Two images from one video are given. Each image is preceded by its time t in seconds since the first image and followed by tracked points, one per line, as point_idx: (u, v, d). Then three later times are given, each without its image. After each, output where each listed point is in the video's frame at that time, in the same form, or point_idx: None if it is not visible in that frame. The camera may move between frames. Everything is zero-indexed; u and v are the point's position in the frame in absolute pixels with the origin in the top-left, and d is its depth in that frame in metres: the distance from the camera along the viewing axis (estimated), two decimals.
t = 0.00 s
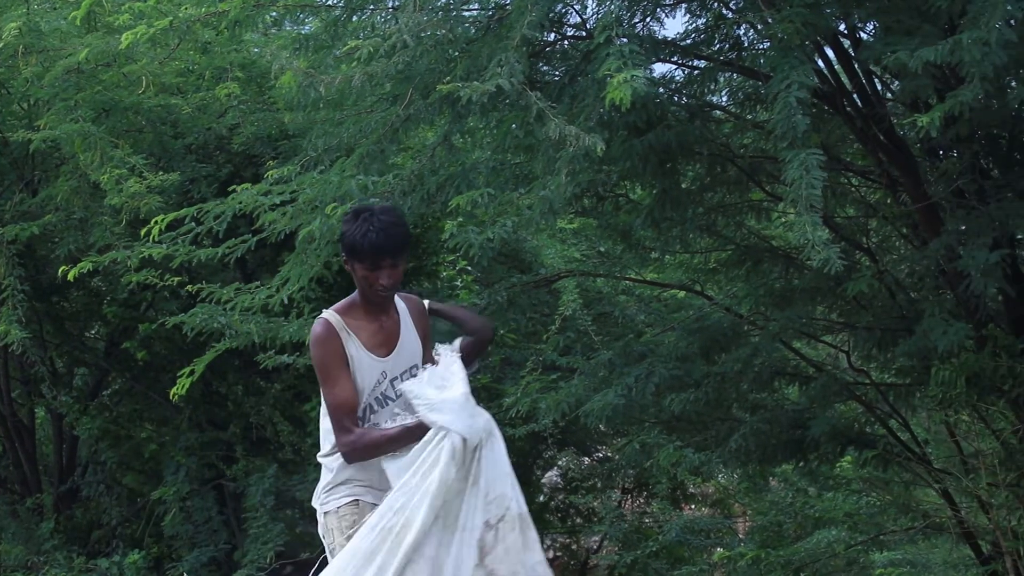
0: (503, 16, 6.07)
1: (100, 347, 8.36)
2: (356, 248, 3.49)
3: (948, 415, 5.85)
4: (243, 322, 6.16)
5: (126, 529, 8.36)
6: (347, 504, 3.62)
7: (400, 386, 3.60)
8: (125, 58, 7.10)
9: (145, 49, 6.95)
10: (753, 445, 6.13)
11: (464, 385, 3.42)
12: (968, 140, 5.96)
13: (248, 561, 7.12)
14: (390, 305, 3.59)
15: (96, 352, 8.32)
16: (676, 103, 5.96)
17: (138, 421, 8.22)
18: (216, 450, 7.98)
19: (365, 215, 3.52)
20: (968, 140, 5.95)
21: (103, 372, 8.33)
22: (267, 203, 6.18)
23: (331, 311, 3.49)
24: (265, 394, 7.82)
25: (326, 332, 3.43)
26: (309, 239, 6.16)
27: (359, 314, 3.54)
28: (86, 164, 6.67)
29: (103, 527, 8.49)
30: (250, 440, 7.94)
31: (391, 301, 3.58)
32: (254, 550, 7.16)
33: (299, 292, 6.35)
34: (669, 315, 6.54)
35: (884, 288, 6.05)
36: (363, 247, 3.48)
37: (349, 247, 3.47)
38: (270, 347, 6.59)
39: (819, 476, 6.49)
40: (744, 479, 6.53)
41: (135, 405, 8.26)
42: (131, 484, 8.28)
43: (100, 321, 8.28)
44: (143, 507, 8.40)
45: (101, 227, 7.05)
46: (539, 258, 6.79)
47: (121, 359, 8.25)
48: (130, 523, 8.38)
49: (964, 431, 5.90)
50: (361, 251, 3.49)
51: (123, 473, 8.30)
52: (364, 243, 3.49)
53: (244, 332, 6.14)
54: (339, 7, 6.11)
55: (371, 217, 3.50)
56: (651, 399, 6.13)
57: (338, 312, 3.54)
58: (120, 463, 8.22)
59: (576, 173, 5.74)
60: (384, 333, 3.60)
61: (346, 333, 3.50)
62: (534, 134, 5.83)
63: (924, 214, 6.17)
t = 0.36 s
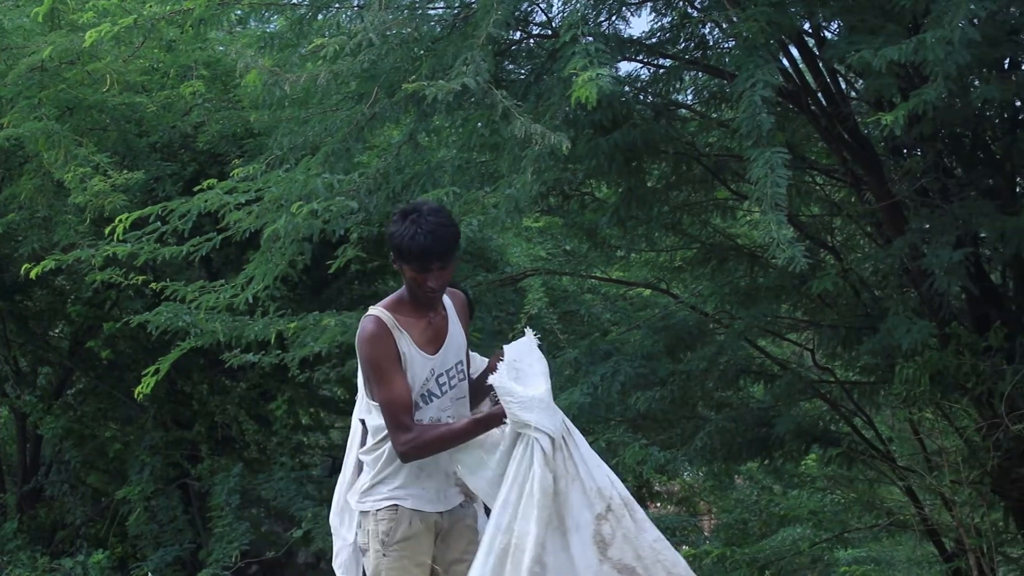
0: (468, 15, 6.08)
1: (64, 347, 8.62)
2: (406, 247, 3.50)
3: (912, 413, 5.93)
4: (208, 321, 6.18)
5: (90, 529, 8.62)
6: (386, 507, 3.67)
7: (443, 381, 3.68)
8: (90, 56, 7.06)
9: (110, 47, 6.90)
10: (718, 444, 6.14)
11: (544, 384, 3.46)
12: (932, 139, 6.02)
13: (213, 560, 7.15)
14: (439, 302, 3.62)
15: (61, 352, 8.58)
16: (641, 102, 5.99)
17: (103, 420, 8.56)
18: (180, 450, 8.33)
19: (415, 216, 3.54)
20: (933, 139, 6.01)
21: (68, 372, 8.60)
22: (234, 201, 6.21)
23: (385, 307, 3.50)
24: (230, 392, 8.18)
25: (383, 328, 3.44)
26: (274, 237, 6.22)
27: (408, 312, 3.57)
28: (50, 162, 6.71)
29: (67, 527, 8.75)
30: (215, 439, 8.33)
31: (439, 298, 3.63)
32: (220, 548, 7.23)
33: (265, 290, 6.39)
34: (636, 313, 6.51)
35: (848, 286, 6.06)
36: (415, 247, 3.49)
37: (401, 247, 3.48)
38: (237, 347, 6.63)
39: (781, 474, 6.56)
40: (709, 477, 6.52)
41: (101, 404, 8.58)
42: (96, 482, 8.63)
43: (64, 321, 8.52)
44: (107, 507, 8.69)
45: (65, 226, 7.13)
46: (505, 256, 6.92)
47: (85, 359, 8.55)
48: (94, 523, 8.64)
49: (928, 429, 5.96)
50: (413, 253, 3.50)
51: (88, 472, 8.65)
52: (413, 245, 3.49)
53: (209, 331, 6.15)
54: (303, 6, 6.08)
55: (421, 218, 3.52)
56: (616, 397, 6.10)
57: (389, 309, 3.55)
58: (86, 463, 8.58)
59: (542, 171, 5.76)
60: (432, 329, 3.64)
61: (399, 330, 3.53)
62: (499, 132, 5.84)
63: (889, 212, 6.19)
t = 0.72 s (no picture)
0: (423, 14, 6.04)
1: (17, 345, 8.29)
2: (455, 302, 3.10)
3: (867, 411, 6.03)
4: (162, 320, 6.19)
5: (42, 529, 8.23)
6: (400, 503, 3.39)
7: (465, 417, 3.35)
8: (43, 53, 7.09)
9: (64, 44, 6.95)
10: (674, 442, 6.16)
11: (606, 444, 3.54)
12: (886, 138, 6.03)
13: (166, 560, 7.12)
14: (477, 355, 3.24)
15: (13, 351, 8.25)
16: (596, 102, 5.98)
17: (56, 419, 8.24)
18: (133, 449, 8.09)
19: (474, 275, 3.12)
20: (885, 138, 6.02)
21: (20, 371, 8.29)
22: (188, 199, 6.24)
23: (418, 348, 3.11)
24: (185, 389, 8.06)
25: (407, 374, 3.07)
26: (229, 236, 6.24)
27: (442, 360, 3.19)
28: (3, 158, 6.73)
29: (17, 528, 8.30)
30: (169, 439, 8.08)
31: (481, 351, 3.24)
32: (174, 548, 7.21)
33: (219, 288, 6.55)
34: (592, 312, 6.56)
35: (802, 284, 6.08)
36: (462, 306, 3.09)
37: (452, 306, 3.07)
38: (191, 344, 6.68)
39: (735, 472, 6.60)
40: (663, 476, 6.56)
41: (54, 404, 8.26)
42: (48, 483, 8.23)
43: (16, 320, 8.17)
44: (60, 506, 8.31)
45: (17, 223, 7.13)
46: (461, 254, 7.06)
47: (39, 359, 8.28)
48: (46, 523, 8.24)
49: (881, 427, 6.09)
50: (464, 314, 3.09)
51: (40, 472, 8.26)
52: (465, 309, 3.08)
53: (164, 330, 6.16)
54: (258, 4, 6.08)
55: (483, 276, 3.10)
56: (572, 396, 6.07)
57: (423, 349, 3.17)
58: (39, 462, 8.20)
59: (497, 171, 5.78)
60: (463, 374, 3.28)
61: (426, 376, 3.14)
62: (455, 131, 5.82)
63: (844, 211, 6.24)
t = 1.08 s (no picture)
0: (379, 13, 6.04)
1: None
2: (475, 486, 2.88)
3: (823, 410, 5.94)
4: (118, 319, 6.21)
5: None
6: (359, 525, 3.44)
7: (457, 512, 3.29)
8: None
9: (17, 42, 7.22)
10: (630, 442, 6.19)
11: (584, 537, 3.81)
12: (841, 138, 6.04)
13: (121, 560, 7.12)
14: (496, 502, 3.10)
15: None
16: (552, 101, 5.98)
17: (11, 418, 8.14)
18: (91, 447, 8.06)
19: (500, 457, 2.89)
20: (841, 138, 6.04)
21: None
22: (142, 198, 6.24)
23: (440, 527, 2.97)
24: (141, 389, 7.97)
25: (434, 567, 2.91)
26: (185, 235, 6.27)
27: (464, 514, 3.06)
28: None
29: None
30: (125, 438, 8.06)
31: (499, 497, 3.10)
32: (129, 548, 7.22)
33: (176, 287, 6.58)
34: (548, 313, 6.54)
35: (759, 284, 6.07)
36: (484, 490, 2.88)
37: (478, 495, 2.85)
38: (145, 343, 6.72)
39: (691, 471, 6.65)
40: (619, 475, 6.61)
41: (8, 403, 8.12)
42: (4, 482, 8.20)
43: None
44: (16, 505, 8.28)
45: None
46: (417, 254, 7.12)
47: None
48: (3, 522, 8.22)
49: (837, 427, 6.01)
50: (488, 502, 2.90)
51: None
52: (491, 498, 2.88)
53: (120, 329, 6.17)
54: (214, 2, 6.09)
55: (506, 460, 2.87)
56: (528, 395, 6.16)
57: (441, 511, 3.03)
58: None
59: (455, 170, 5.74)
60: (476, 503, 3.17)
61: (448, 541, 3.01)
62: (412, 130, 5.79)
63: (799, 211, 6.24)
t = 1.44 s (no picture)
0: (335, 11, 6.01)
1: None
2: (448, 475, 3.22)
3: (778, 408, 5.98)
4: (73, 318, 6.25)
5: None
6: (326, 514, 3.55)
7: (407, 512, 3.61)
8: None
9: None
10: (587, 439, 6.28)
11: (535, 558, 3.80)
12: (796, 136, 6.07)
13: (76, 560, 7.11)
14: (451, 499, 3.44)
15: None
16: (509, 100, 5.98)
17: None
18: (44, 446, 7.96)
19: (465, 446, 3.25)
20: (796, 137, 6.07)
21: None
22: (100, 196, 6.22)
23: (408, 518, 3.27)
24: (98, 388, 7.91)
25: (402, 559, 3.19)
26: (141, 234, 6.27)
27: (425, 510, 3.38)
28: None
29: None
30: (79, 438, 7.97)
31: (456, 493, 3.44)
32: (84, 547, 7.21)
33: (130, 287, 6.57)
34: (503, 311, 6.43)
35: (715, 282, 6.12)
36: (455, 478, 3.23)
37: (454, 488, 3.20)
38: (102, 341, 6.81)
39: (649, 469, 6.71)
40: (576, 473, 6.66)
41: None
42: None
43: None
44: None
45: None
46: (373, 252, 7.23)
47: None
48: None
49: (793, 425, 6.03)
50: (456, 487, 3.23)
51: None
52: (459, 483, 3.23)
53: (75, 328, 6.20)
54: None
55: (474, 450, 3.24)
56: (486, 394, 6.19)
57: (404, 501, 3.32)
58: None
59: (412, 168, 5.73)
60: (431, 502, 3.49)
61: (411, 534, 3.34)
62: (368, 129, 5.78)
63: (754, 210, 6.28)
